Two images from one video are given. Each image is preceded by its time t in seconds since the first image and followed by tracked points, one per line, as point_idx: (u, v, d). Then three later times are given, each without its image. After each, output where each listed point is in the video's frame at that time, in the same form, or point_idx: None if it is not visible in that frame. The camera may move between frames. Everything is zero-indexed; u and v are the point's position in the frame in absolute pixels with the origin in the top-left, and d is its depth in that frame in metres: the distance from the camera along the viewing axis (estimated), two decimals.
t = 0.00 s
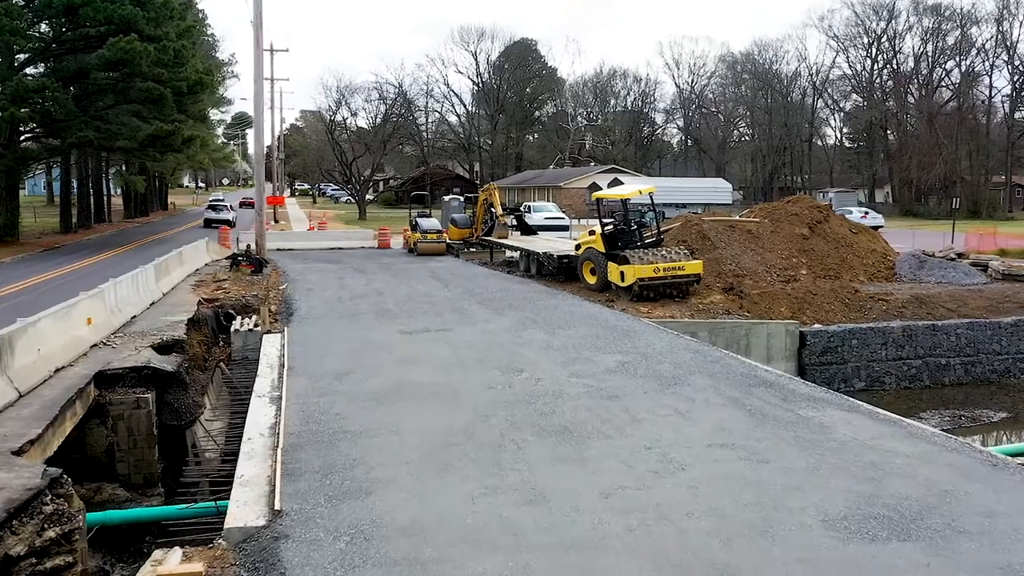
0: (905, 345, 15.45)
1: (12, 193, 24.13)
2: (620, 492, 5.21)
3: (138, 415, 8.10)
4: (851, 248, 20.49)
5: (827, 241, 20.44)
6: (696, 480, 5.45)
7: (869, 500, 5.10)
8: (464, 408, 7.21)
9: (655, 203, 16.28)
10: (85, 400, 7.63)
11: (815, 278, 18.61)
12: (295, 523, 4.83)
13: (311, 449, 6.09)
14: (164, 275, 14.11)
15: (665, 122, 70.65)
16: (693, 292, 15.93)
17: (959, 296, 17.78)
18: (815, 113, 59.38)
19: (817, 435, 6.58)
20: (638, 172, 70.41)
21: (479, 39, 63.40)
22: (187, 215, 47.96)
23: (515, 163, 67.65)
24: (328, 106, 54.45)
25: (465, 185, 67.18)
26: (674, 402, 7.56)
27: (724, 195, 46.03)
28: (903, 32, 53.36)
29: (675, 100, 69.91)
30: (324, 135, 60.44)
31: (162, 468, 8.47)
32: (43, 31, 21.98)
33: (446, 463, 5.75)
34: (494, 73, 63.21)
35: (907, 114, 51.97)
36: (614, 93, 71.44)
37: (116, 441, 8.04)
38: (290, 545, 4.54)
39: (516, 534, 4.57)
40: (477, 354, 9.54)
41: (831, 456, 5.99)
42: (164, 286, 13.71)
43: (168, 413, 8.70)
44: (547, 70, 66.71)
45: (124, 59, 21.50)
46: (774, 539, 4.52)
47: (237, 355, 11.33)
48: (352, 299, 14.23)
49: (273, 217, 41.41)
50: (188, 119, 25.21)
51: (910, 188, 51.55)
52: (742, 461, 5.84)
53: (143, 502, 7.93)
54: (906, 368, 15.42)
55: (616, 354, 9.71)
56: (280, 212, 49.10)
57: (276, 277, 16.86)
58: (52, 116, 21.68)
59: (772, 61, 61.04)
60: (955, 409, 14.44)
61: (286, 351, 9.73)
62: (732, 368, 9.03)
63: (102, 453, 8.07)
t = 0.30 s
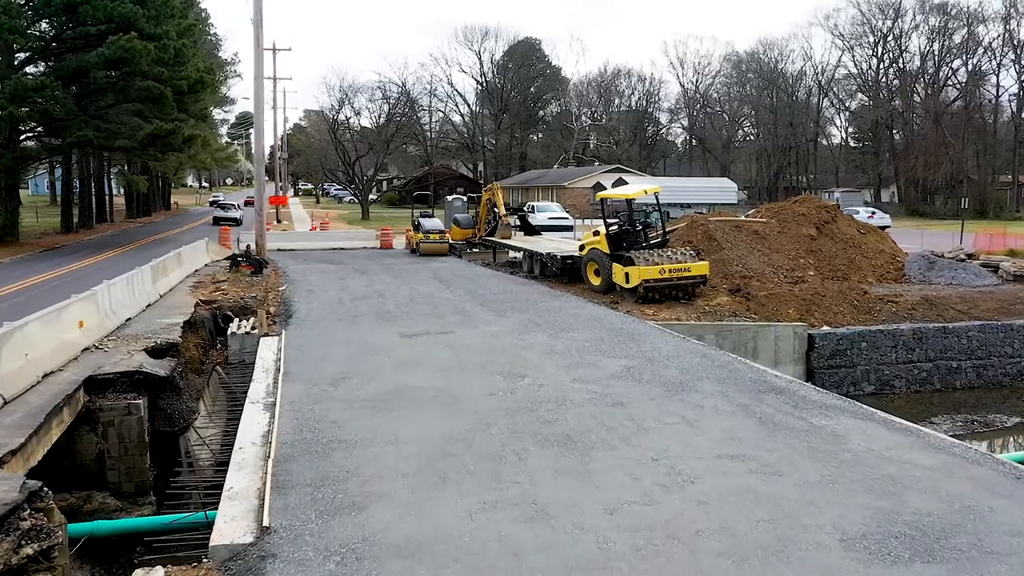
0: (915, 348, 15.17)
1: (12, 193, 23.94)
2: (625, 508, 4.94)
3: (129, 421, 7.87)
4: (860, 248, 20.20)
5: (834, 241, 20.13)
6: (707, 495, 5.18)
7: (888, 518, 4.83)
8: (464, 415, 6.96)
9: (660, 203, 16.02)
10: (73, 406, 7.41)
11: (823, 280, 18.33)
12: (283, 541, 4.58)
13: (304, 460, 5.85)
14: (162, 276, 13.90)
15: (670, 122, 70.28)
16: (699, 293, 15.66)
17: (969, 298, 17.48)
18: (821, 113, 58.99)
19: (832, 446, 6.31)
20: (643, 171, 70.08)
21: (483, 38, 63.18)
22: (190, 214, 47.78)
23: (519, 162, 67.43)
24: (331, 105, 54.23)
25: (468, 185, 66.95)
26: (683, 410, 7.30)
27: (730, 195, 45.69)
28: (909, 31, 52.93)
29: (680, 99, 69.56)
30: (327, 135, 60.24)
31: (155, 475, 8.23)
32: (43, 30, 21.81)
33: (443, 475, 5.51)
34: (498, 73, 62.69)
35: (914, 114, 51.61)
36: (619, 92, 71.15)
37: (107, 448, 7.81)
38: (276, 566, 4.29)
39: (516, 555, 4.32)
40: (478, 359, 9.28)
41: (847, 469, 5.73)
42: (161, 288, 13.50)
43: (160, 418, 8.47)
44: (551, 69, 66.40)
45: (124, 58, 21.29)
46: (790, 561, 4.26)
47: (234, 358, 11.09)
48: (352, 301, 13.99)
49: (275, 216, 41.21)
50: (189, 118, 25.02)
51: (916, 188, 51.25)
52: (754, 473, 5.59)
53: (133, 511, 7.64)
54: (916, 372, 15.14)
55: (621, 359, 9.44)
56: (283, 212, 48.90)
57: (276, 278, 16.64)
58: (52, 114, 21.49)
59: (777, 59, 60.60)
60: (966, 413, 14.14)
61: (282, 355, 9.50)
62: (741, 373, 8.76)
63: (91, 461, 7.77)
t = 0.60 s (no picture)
0: (927, 351, 14.86)
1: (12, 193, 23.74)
2: (633, 526, 4.67)
3: (120, 428, 7.64)
4: (869, 249, 19.89)
5: (843, 242, 19.83)
6: (719, 511, 4.92)
7: (913, 538, 4.55)
8: (464, 424, 6.70)
9: (667, 203, 15.77)
10: (61, 413, 7.18)
11: (832, 281, 18.02)
12: (270, 561, 4.32)
13: (296, 472, 5.60)
14: (160, 276, 13.68)
15: (675, 121, 69.89)
16: (706, 295, 15.37)
17: (981, 299, 17.15)
18: (827, 112, 58.56)
19: (849, 457, 6.03)
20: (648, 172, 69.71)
21: (487, 37, 62.98)
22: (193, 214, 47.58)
23: (523, 162, 67.19)
24: (335, 105, 53.97)
25: (473, 184, 66.70)
26: (692, 418, 7.03)
27: (736, 195, 45.33)
28: (916, 30, 52.43)
29: (685, 98, 69.17)
30: (331, 135, 60.02)
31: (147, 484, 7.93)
32: (44, 28, 21.63)
33: (441, 490, 5.25)
34: (502, 72, 62.48)
35: (921, 113, 51.21)
36: (624, 92, 70.84)
37: (96, 456, 7.58)
38: None
39: None
40: (480, 364, 9.02)
41: (866, 483, 5.46)
42: (158, 289, 13.25)
43: (153, 424, 8.22)
44: (556, 68, 66.08)
45: (125, 57, 21.07)
46: None
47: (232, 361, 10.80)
48: (353, 303, 13.73)
49: (278, 217, 41.00)
50: (191, 117, 24.80)
51: (923, 187, 50.87)
52: (767, 488, 5.32)
53: (125, 521, 7.41)
54: (928, 376, 14.83)
55: (628, 364, 9.16)
56: (286, 212, 48.69)
57: (277, 279, 16.41)
58: (52, 113, 21.29)
59: (783, 59, 60.14)
60: (980, 418, 13.82)
61: (280, 359, 9.25)
62: (751, 379, 8.49)
63: (81, 469, 7.58)
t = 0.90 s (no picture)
0: (940, 354, 14.53)
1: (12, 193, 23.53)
2: (640, 547, 4.40)
3: (108, 436, 7.39)
4: (879, 250, 19.56)
5: (853, 243, 19.50)
6: (732, 529, 4.65)
7: (940, 561, 4.27)
8: (464, 433, 6.43)
9: (673, 203, 15.53)
10: (47, 420, 6.94)
11: (841, 282, 17.71)
12: None
13: (287, 485, 5.34)
14: (157, 277, 13.44)
15: (680, 121, 69.52)
16: (714, 297, 15.07)
17: (993, 301, 16.83)
18: (833, 112, 58.12)
19: (867, 471, 5.75)
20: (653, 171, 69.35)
21: (492, 37, 62.70)
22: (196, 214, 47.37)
23: (528, 162, 66.91)
24: (339, 104, 53.73)
25: (477, 184, 66.44)
26: (701, 428, 6.74)
27: (742, 195, 44.98)
28: (924, 28, 51.97)
29: (690, 98, 68.77)
30: (334, 135, 59.79)
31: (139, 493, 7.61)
32: (45, 27, 21.43)
33: (438, 506, 4.98)
34: (507, 72, 62.15)
35: (929, 113, 50.75)
36: (629, 91, 70.53)
37: (85, 464, 7.32)
38: None
39: None
40: (481, 369, 8.75)
41: (886, 499, 5.18)
42: (155, 291, 13.01)
43: (144, 431, 7.99)
44: (560, 68, 65.76)
45: (125, 55, 20.87)
46: None
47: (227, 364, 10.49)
48: (353, 305, 13.47)
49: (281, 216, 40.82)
50: (192, 116, 24.58)
51: (931, 187, 50.48)
52: (782, 504, 5.04)
53: (112, 532, 7.12)
54: (940, 380, 14.50)
55: (634, 370, 8.89)
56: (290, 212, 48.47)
57: (276, 280, 16.17)
58: (52, 112, 21.09)
59: (789, 58, 59.69)
60: (994, 423, 13.49)
61: (276, 364, 9.00)
62: (762, 386, 8.21)
63: (68, 478, 7.30)
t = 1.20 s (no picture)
0: (953, 357, 14.19)
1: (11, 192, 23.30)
2: (649, 571, 4.11)
3: (95, 444, 7.13)
4: (889, 251, 19.24)
5: (862, 243, 19.19)
6: (746, 551, 4.36)
7: None
8: (464, 444, 6.15)
9: (678, 203, 15.24)
10: (30, 429, 6.68)
11: (850, 283, 17.40)
12: None
13: (276, 500, 5.07)
14: (154, 278, 13.21)
15: (685, 121, 69.18)
16: (721, 298, 14.78)
17: (1007, 303, 16.48)
18: (839, 111, 57.69)
19: (886, 485, 5.46)
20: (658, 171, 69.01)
21: (496, 36, 62.41)
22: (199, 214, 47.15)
23: (532, 161, 66.63)
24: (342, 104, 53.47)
25: (481, 184, 66.20)
26: (710, 437, 6.47)
27: (748, 195, 44.60)
28: (931, 27, 51.47)
29: (695, 97, 68.40)
30: (338, 134, 59.54)
31: (127, 503, 7.34)
32: (43, 25, 21.21)
33: (434, 524, 4.70)
34: (512, 71, 61.83)
35: (936, 113, 50.35)
36: (634, 90, 70.24)
37: (71, 474, 7.05)
38: None
39: None
40: (482, 374, 8.48)
41: (908, 516, 4.90)
42: (151, 292, 12.77)
43: (133, 438, 7.73)
44: (565, 67, 65.44)
45: (124, 53, 20.66)
46: None
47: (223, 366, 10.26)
48: (353, 306, 13.23)
49: (283, 216, 40.58)
50: (193, 115, 24.35)
51: (937, 187, 50.13)
52: (798, 522, 4.75)
53: (97, 544, 6.83)
54: (953, 384, 14.17)
55: (639, 375, 8.61)
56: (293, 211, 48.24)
57: (276, 281, 15.92)
58: (51, 112, 20.87)
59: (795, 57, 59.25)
60: (1009, 429, 13.16)
61: (271, 368, 8.75)
62: (772, 393, 7.93)
63: (54, 488, 7.09)
